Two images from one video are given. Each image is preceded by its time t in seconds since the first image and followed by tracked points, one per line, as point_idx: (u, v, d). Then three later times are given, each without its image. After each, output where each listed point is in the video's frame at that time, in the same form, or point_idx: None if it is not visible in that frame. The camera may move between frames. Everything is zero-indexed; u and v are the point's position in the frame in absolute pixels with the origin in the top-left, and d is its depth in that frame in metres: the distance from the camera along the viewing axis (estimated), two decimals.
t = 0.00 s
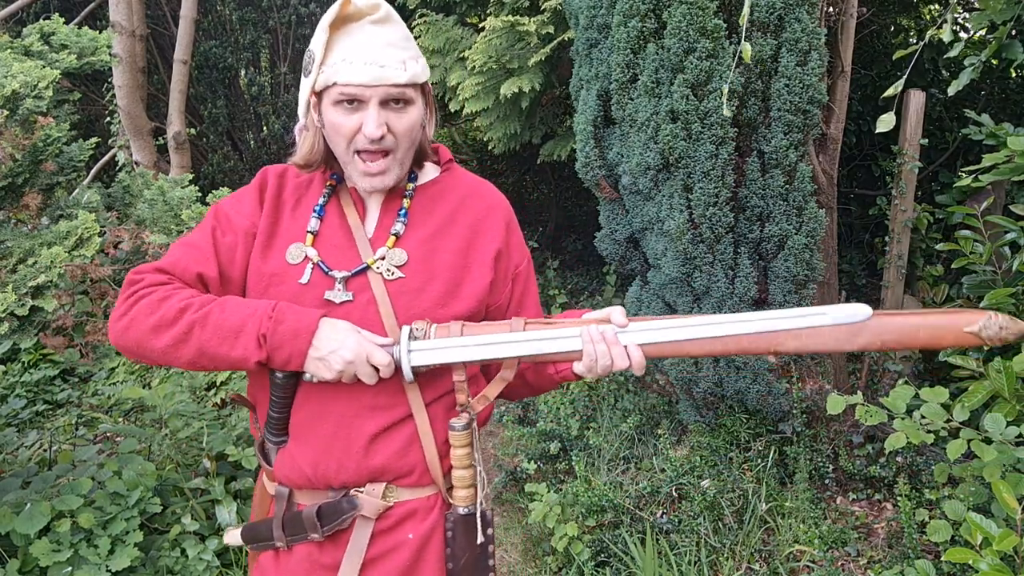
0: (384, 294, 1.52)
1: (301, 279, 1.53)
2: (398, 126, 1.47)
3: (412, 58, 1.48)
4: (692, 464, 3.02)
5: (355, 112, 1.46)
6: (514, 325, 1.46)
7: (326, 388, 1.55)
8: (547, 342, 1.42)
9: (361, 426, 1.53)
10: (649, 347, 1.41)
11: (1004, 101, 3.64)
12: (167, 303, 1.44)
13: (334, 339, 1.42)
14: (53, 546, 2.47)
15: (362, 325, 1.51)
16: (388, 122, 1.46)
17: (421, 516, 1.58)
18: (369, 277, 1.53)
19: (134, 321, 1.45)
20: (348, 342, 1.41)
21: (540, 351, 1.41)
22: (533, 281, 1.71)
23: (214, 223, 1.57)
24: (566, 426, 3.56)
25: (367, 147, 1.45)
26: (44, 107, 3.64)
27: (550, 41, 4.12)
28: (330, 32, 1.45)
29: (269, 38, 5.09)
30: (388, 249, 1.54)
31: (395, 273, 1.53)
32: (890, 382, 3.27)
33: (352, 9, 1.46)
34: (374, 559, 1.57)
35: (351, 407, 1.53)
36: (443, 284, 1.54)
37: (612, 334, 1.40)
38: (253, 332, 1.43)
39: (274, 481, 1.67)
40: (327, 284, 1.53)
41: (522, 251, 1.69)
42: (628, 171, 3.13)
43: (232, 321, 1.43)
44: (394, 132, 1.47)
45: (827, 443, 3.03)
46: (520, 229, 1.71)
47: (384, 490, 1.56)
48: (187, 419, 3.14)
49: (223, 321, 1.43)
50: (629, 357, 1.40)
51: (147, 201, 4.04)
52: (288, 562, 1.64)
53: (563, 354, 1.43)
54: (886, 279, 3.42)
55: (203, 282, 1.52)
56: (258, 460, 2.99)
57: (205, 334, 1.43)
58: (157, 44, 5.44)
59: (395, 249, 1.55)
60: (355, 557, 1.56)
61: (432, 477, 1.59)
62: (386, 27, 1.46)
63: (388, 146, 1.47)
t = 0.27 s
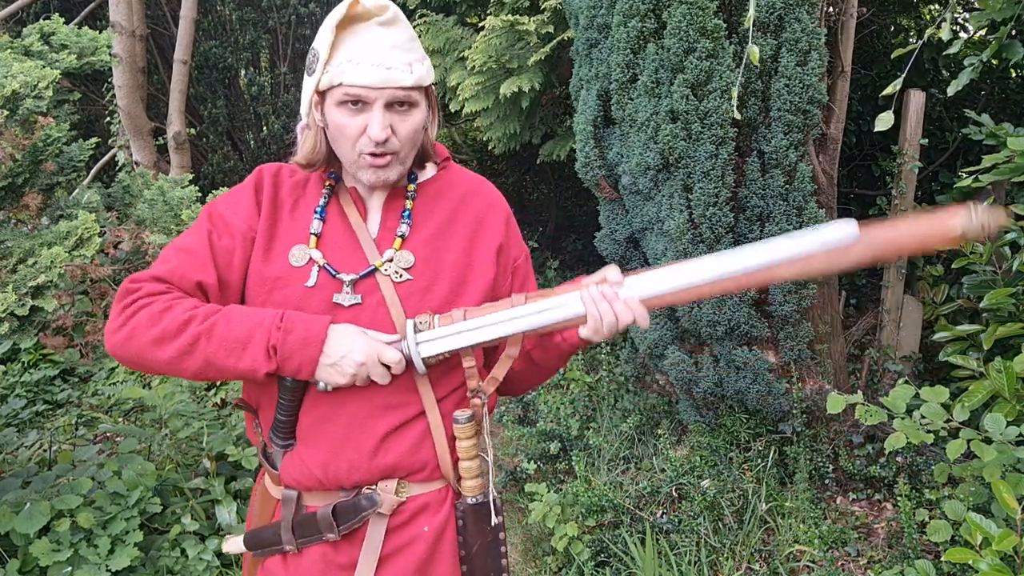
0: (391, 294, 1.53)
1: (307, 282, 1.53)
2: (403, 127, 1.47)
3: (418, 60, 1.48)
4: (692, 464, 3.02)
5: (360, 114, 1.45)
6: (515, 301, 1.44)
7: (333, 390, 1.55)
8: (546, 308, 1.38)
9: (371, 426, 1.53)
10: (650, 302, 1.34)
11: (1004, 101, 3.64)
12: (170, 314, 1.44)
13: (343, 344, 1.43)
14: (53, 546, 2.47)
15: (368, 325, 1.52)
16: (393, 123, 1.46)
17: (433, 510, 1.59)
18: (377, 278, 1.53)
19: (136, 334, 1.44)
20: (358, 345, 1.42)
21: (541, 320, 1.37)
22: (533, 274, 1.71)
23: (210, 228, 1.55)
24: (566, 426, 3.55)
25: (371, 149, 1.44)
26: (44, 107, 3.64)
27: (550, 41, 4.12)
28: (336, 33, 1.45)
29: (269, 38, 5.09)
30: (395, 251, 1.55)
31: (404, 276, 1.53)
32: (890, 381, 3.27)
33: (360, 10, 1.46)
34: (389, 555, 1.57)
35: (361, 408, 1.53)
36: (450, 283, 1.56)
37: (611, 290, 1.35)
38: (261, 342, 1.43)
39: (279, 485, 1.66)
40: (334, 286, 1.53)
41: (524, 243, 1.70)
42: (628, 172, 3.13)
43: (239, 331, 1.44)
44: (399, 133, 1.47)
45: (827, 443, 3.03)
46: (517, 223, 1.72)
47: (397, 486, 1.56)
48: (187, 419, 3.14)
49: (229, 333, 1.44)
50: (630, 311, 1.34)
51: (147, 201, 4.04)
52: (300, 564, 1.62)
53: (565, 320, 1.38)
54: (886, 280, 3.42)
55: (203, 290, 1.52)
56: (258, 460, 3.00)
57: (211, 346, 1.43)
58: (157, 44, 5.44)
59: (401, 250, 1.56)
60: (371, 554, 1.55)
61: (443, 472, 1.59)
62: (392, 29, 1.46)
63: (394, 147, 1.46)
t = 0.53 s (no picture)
0: (382, 294, 1.52)
1: (300, 284, 1.53)
2: (392, 125, 1.47)
3: (406, 59, 1.48)
4: (692, 464, 3.02)
5: (349, 114, 1.45)
6: (503, 293, 1.46)
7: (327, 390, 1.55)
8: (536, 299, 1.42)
9: (364, 425, 1.53)
10: (639, 284, 1.41)
11: (1004, 101, 3.64)
12: (166, 324, 1.46)
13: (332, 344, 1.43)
14: (53, 546, 2.47)
15: (362, 325, 1.52)
16: (382, 122, 1.46)
17: (428, 511, 1.57)
18: (367, 278, 1.53)
19: (137, 347, 1.46)
20: (347, 344, 1.42)
21: (532, 313, 1.42)
22: (531, 263, 1.69)
23: (206, 237, 1.57)
24: (566, 426, 3.55)
25: (361, 148, 1.44)
26: (44, 107, 3.64)
27: (550, 41, 4.12)
28: (323, 34, 1.45)
29: (269, 38, 5.08)
30: (385, 250, 1.54)
31: (393, 274, 1.53)
32: (890, 381, 3.27)
33: (347, 9, 1.45)
34: (383, 556, 1.56)
35: (354, 407, 1.53)
36: (441, 280, 1.55)
37: (599, 278, 1.39)
38: (251, 345, 1.44)
39: (279, 482, 1.67)
40: (325, 287, 1.53)
41: (517, 233, 1.68)
42: (628, 172, 3.13)
43: (230, 336, 1.44)
44: (388, 132, 1.46)
45: (827, 443, 3.03)
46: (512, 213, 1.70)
47: (391, 486, 1.55)
48: (187, 419, 3.15)
49: (221, 337, 1.44)
50: (619, 298, 1.39)
51: (147, 201, 4.04)
52: (297, 562, 1.64)
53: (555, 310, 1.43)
54: (886, 279, 3.42)
55: (201, 299, 1.53)
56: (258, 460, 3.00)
57: (205, 352, 1.44)
58: (157, 44, 5.44)
59: (391, 249, 1.55)
60: (364, 554, 1.55)
61: (438, 472, 1.57)
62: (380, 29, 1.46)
63: (384, 146, 1.46)
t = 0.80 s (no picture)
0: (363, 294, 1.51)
1: (289, 282, 1.55)
2: (387, 125, 1.46)
3: (401, 60, 1.48)
4: (692, 464, 3.02)
5: (344, 115, 1.45)
6: (469, 300, 1.38)
7: (309, 386, 1.56)
8: (494, 305, 1.33)
9: (339, 424, 1.52)
10: (602, 298, 1.26)
11: (1004, 101, 3.64)
12: (166, 316, 1.52)
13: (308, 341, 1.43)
14: (52, 546, 2.47)
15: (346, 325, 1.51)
16: (376, 122, 1.45)
17: (395, 518, 1.53)
18: (351, 278, 1.52)
19: (140, 337, 1.53)
20: (318, 343, 1.42)
21: (492, 320, 1.33)
22: (532, 264, 1.58)
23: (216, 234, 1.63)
24: (566, 426, 3.54)
25: (355, 148, 1.43)
26: (44, 107, 3.64)
27: (550, 41, 4.12)
28: (317, 39, 1.46)
29: (269, 38, 5.08)
30: (370, 249, 1.52)
31: (375, 274, 1.51)
32: (890, 381, 3.27)
33: (339, 12, 1.47)
34: (349, 557, 1.55)
35: (331, 404, 1.53)
36: (426, 280, 1.50)
37: (559, 288, 1.27)
38: (232, 339, 1.47)
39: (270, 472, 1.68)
40: (311, 286, 1.53)
41: (517, 234, 1.58)
42: (628, 172, 3.13)
43: (216, 329, 1.48)
44: (382, 132, 1.45)
45: (827, 443, 3.03)
46: (514, 213, 1.61)
47: (361, 489, 1.53)
48: (187, 419, 3.15)
49: (208, 330, 1.48)
50: (580, 312, 1.26)
51: (147, 201, 4.04)
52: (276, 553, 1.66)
53: (515, 320, 1.32)
54: (886, 280, 3.43)
55: (204, 293, 1.58)
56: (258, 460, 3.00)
57: (195, 344, 1.49)
58: (157, 44, 5.44)
59: (377, 248, 1.53)
60: (330, 555, 1.55)
61: (409, 479, 1.53)
62: (373, 30, 1.47)
63: (379, 146, 1.44)
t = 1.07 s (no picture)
0: (350, 295, 1.50)
1: (284, 280, 1.57)
2: (383, 125, 1.45)
3: (397, 59, 1.47)
4: (692, 464, 3.02)
5: (339, 117, 1.45)
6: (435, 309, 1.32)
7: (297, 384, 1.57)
8: (451, 318, 1.26)
9: (320, 423, 1.52)
10: (553, 317, 1.18)
11: (1004, 101, 3.64)
12: (173, 308, 1.58)
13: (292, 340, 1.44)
14: (52, 546, 2.47)
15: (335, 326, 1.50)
16: (371, 123, 1.44)
17: (368, 522, 1.51)
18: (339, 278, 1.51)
19: (154, 325, 1.61)
20: (298, 342, 1.42)
21: (451, 334, 1.27)
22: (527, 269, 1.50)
23: (233, 232, 1.69)
24: (566, 426, 3.54)
25: (351, 149, 1.43)
26: (44, 107, 3.64)
27: (550, 41, 4.12)
28: (312, 44, 1.47)
29: (269, 38, 5.07)
30: (358, 249, 1.51)
31: (361, 273, 1.49)
32: (890, 381, 3.27)
33: (333, 13, 1.47)
34: (323, 556, 1.55)
35: (315, 403, 1.53)
36: (409, 283, 1.47)
37: (514, 303, 1.19)
38: (222, 332, 1.49)
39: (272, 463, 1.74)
40: (303, 285, 1.55)
41: (512, 236, 1.51)
42: (628, 172, 3.13)
43: (210, 323, 1.51)
44: (378, 132, 1.45)
45: (827, 443, 3.03)
46: (514, 216, 1.54)
47: (338, 489, 1.52)
48: (187, 419, 3.15)
49: (204, 323, 1.52)
50: (533, 330, 1.18)
51: (147, 201, 4.04)
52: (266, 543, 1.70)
53: (474, 334, 1.25)
54: (886, 279, 3.43)
55: (215, 287, 1.65)
56: (258, 460, 2.99)
57: (192, 336, 1.53)
58: (157, 44, 5.44)
59: (365, 248, 1.52)
60: (304, 552, 1.55)
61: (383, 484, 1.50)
62: (367, 31, 1.46)
63: (374, 147, 1.44)
